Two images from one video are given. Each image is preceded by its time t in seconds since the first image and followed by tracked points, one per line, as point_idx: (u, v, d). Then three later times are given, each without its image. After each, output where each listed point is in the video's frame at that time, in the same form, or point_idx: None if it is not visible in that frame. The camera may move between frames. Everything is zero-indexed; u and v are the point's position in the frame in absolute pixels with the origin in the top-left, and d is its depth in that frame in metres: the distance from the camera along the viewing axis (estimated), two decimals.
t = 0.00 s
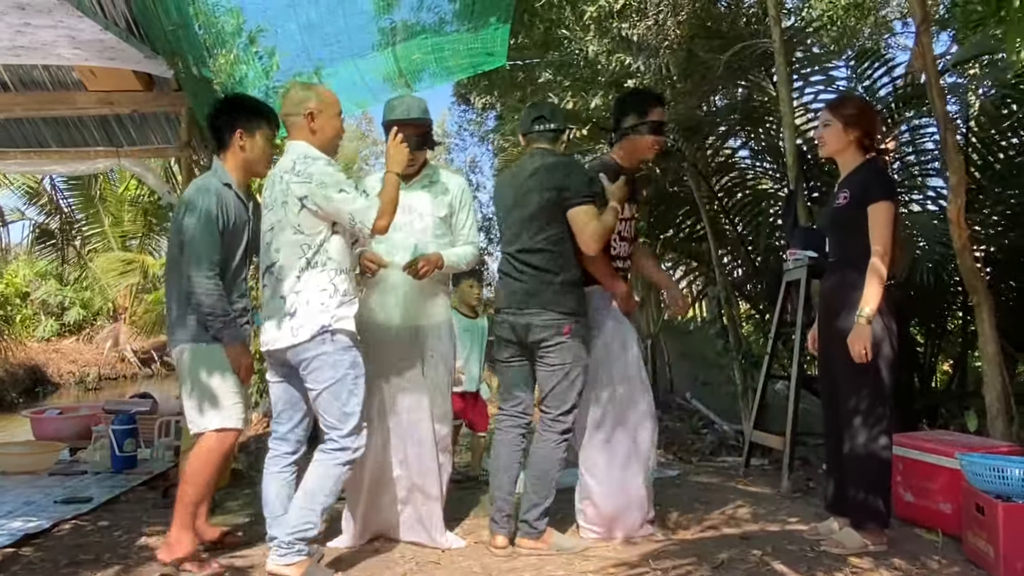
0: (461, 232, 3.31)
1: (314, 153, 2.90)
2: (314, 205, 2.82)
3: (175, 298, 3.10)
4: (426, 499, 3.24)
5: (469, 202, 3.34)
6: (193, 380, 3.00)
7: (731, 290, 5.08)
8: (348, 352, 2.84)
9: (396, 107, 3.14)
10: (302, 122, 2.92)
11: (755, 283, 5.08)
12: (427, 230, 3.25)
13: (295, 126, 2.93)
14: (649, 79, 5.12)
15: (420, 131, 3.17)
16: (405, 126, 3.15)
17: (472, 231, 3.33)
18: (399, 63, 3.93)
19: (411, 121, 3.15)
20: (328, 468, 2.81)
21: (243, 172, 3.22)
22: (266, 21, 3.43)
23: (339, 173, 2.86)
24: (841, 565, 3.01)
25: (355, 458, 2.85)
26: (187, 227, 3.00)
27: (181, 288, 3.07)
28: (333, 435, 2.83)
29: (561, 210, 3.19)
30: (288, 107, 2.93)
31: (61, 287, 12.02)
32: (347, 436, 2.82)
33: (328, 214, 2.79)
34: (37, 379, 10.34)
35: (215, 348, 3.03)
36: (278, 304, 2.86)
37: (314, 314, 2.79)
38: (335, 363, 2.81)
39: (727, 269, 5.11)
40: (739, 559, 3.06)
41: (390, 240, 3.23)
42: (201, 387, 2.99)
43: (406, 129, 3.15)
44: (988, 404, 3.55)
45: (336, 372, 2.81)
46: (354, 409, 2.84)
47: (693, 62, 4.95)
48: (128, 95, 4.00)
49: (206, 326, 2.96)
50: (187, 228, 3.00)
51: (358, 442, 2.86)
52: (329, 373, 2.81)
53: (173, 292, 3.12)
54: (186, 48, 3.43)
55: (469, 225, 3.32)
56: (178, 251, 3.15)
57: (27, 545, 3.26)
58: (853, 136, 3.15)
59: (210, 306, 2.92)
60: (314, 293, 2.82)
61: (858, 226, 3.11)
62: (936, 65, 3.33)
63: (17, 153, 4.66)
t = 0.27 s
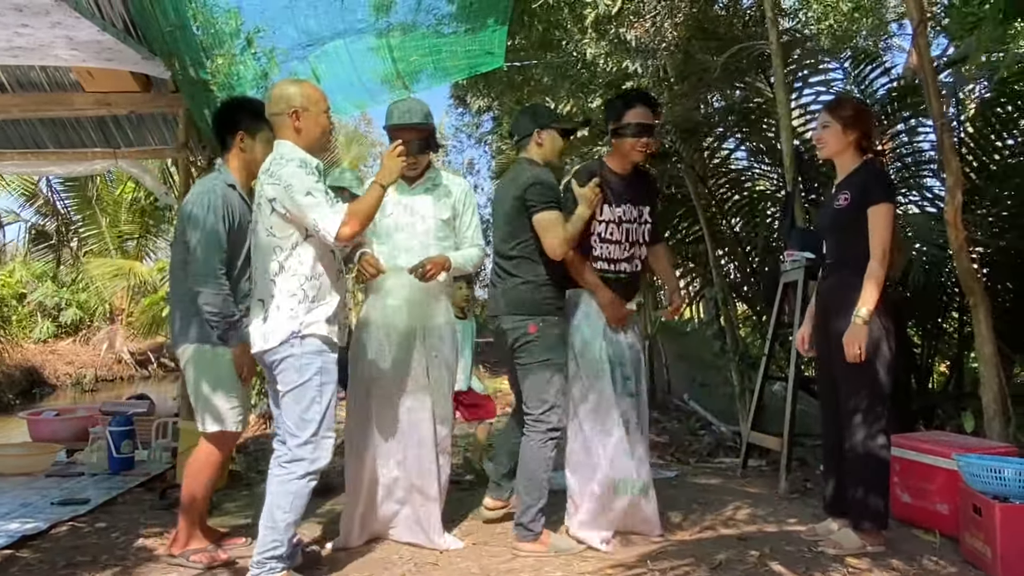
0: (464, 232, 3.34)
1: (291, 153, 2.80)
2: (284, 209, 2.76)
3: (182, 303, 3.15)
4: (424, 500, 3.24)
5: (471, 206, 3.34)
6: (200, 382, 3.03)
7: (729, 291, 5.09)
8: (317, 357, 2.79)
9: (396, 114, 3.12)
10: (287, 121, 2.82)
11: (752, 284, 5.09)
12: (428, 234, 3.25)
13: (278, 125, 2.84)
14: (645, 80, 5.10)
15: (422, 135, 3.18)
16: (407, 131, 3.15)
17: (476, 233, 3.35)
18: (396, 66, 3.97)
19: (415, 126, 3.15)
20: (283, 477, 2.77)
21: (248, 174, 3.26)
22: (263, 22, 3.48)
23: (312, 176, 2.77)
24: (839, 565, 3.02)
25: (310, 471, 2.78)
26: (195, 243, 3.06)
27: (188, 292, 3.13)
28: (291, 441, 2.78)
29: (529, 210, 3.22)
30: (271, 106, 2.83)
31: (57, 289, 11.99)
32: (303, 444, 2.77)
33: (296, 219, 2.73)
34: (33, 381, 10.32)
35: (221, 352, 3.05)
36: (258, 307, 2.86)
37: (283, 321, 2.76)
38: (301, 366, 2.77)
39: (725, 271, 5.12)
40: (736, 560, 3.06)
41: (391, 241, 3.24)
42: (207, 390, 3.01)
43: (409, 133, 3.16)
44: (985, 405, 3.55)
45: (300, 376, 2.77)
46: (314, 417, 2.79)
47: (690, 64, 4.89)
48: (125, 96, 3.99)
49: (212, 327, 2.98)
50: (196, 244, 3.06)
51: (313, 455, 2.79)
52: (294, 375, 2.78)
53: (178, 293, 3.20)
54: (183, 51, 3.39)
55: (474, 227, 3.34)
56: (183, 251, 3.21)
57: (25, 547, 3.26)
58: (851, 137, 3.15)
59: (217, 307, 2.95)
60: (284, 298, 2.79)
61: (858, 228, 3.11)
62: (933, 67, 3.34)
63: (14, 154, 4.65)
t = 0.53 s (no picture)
0: (465, 231, 3.32)
1: (280, 151, 2.79)
2: (266, 208, 2.76)
3: (174, 299, 3.16)
4: (420, 501, 3.24)
5: (473, 207, 3.33)
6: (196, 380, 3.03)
7: (725, 292, 5.09)
8: (302, 359, 2.78)
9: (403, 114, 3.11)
10: (283, 119, 2.82)
11: (749, 285, 5.09)
12: (427, 236, 3.25)
13: (274, 123, 2.82)
14: (641, 82, 4.99)
15: (426, 140, 3.16)
16: (409, 135, 3.14)
17: (478, 233, 3.34)
18: (393, 68, 3.93)
19: (417, 130, 3.14)
20: (271, 482, 2.76)
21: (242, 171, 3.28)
22: (258, 22, 3.47)
23: (298, 176, 2.77)
24: (835, 566, 3.02)
25: (298, 475, 2.78)
26: (195, 251, 3.06)
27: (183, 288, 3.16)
28: (278, 445, 2.78)
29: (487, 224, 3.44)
30: (267, 103, 2.83)
31: (54, 290, 11.98)
32: (290, 448, 2.76)
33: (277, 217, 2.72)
34: (29, 383, 10.30)
35: (216, 350, 3.04)
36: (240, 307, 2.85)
37: (266, 323, 2.75)
38: (284, 369, 2.76)
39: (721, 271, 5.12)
40: (733, 561, 3.06)
41: (391, 241, 3.25)
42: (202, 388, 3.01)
43: (412, 137, 3.15)
44: (981, 406, 3.56)
45: (284, 379, 2.76)
46: (300, 419, 2.78)
47: (688, 66, 4.89)
48: (121, 96, 3.99)
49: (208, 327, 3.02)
50: (198, 253, 3.06)
51: (302, 458, 2.78)
52: (278, 378, 2.77)
53: (174, 291, 3.18)
54: (179, 50, 3.41)
55: (475, 231, 3.33)
56: (180, 249, 3.19)
57: (20, 549, 3.25)
58: (848, 137, 3.16)
59: (213, 307, 3.01)
60: (269, 300, 2.77)
61: (856, 228, 3.11)
62: (928, 67, 3.35)
63: (9, 155, 4.64)
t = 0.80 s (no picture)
0: (457, 234, 3.37)
1: (277, 155, 2.78)
2: (261, 210, 2.74)
3: (166, 298, 3.13)
4: (416, 503, 3.23)
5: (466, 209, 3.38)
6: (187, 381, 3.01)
7: (721, 293, 5.10)
8: (293, 358, 2.77)
9: (402, 115, 3.09)
10: (280, 121, 2.81)
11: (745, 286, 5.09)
12: (421, 237, 3.25)
13: (268, 125, 2.81)
14: (638, 82, 5.00)
15: (422, 144, 3.13)
16: (406, 139, 3.11)
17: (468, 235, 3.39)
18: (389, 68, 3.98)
19: (414, 135, 3.12)
20: (263, 481, 2.76)
21: (234, 170, 3.26)
22: (255, 24, 3.45)
23: (295, 181, 2.76)
24: (831, 567, 3.02)
25: (290, 473, 2.77)
26: (195, 257, 3.05)
27: (176, 288, 3.13)
28: (269, 445, 2.77)
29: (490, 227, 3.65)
30: (263, 104, 2.81)
31: (49, 291, 11.96)
32: (282, 447, 2.76)
33: (274, 221, 2.71)
34: (24, 385, 10.28)
35: (209, 353, 3.03)
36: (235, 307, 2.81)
37: (254, 327, 2.74)
38: (276, 368, 2.75)
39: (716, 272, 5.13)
40: (729, 562, 3.06)
41: (385, 241, 3.26)
42: (193, 390, 3.00)
43: (409, 142, 3.12)
44: (976, 407, 3.56)
45: (275, 379, 2.76)
46: (291, 418, 2.77)
47: (682, 68, 4.92)
48: (116, 97, 3.98)
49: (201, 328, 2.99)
50: (196, 257, 3.05)
51: (294, 457, 2.78)
52: (269, 378, 2.76)
53: (164, 288, 3.15)
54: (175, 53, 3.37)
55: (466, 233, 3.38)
56: (173, 248, 3.17)
57: (14, 551, 3.24)
58: (843, 139, 3.16)
59: (206, 306, 2.98)
60: (260, 301, 2.76)
61: (853, 229, 3.11)
62: (924, 68, 3.35)
63: (4, 156, 4.62)
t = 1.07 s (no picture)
0: (449, 233, 3.36)
1: (273, 157, 2.78)
2: (259, 211, 2.73)
3: (157, 296, 3.13)
4: (412, 504, 3.23)
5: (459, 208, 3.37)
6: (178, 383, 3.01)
7: (717, 294, 5.10)
8: (286, 355, 2.77)
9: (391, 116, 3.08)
10: (269, 124, 2.81)
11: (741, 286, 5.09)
12: (413, 238, 3.25)
13: (259, 127, 2.81)
14: (634, 83, 4.99)
15: (412, 145, 3.12)
16: (397, 140, 3.10)
17: (461, 234, 3.39)
18: (385, 70, 4.01)
19: (405, 136, 3.11)
20: (257, 476, 2.75)
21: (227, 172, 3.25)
22: (251, 26, 3.48)
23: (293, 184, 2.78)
24: (826, 568, 3.02)
25: (283, 468, 2.77)
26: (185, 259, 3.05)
27: (166, 287, 3.14)
28: (263, 441, 2.76)
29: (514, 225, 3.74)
30: (254, 107, 2.82)
31: (44, 292, 11.93)
32: (274, 442, 2.75)
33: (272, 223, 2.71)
34: (19, 386, 10.24)
35: (201, 356, 3.04)
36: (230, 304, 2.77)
37: (254, 323, 2.73)
38: (269, 364, 2.75)
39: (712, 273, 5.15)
40: (724, 563, 3.06)
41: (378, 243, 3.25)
42: (186, 393, 2.99)
43: (399, 143, 3.11)
44: (971, 408, 3.57)
45: (268, 375, 2.75)
46: (285, 414, 2.76)
47: (679, 70, 4.87)
48: (111, 98, 3.98)
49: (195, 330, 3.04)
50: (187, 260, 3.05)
51: (286, 453, 2.77)
52: (263, 374, 2.76)
53: (156, 290, 3.14)
54: (170, 54, 3.31)
55: (459, 231, 3.38)
56: (166, 247, 3.16)
57: (8, 553, 3.22)
58: (837, 140, 3.16)
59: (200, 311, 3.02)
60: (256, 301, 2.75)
61: (848, 230, 3.12)
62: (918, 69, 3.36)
63: None
